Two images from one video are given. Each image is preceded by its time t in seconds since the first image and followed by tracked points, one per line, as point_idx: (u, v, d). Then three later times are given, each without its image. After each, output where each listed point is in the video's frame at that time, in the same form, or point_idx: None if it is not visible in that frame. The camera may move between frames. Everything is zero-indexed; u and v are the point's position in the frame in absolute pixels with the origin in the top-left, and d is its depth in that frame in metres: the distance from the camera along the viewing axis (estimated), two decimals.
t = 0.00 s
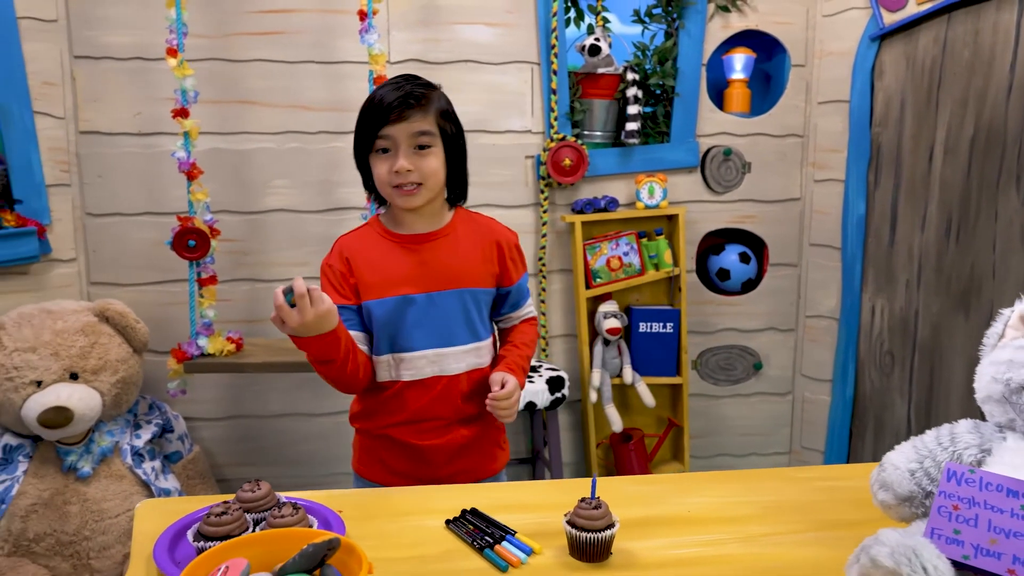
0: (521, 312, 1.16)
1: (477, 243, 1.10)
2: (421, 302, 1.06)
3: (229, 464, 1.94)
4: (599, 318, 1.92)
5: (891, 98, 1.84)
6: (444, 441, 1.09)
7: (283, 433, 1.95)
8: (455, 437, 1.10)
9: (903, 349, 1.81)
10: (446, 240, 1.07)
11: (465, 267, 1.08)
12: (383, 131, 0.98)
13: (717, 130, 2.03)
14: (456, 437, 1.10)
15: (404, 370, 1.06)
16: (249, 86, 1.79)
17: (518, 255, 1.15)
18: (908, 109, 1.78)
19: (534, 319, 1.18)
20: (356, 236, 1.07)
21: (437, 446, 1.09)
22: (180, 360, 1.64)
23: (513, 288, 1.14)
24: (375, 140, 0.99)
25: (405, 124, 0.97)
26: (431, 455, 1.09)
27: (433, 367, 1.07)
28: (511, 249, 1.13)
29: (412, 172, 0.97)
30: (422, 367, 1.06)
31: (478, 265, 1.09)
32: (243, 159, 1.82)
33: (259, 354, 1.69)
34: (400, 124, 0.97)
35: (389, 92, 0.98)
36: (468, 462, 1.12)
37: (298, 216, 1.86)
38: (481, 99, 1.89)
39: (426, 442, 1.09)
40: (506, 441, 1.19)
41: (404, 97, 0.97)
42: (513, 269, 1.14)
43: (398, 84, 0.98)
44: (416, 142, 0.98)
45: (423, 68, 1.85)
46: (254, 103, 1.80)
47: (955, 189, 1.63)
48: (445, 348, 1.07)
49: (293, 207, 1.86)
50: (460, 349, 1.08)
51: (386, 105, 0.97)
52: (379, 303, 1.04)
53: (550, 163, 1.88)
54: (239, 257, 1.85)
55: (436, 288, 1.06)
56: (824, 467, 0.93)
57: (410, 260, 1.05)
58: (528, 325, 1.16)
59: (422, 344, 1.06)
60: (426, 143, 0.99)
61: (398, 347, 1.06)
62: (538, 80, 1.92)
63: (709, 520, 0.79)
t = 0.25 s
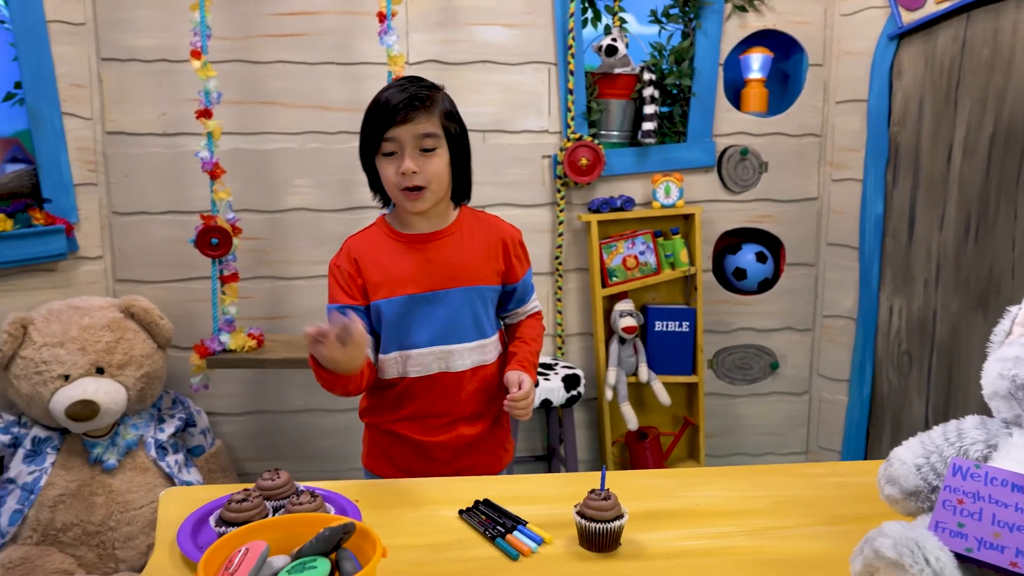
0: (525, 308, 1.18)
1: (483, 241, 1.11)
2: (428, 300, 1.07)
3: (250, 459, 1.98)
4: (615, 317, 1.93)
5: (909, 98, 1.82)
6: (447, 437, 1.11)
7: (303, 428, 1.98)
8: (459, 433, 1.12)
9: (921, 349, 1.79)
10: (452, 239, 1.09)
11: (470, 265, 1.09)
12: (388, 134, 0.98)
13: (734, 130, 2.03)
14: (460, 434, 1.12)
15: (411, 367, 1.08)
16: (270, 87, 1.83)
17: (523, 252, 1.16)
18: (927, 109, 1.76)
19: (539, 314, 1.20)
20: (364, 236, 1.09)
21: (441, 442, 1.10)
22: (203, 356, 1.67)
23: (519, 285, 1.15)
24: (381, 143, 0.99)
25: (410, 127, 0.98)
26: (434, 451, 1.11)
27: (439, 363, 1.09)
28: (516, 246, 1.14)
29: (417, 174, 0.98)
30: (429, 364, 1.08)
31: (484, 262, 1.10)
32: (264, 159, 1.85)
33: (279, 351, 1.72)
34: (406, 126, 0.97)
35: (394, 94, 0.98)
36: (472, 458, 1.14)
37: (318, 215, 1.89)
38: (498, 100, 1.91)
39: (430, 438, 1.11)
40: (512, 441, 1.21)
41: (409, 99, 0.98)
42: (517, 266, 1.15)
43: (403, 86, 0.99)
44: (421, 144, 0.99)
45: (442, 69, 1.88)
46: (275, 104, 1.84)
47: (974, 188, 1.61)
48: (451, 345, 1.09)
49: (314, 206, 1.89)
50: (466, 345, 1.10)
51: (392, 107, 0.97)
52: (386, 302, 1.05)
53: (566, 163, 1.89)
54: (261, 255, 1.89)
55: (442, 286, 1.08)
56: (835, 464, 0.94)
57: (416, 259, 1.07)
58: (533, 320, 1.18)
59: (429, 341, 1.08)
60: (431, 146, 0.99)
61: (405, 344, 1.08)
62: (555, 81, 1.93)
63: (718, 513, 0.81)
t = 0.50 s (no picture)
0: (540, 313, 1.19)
1: (511, 251, 1.10)
2: (462, 311, 1.05)
3: (272, 453, 2.01)
4: (634, 316, 1.93)
5: (933, 96, 1.80)
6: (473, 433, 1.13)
7: (324, 424, 2.00)
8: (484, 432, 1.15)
9: (944, 350, 1.76)
10: (484, 249, 1.06)
11: (502, 276, 1.08)
12: (418, 143, 0.95)
13: (754, 129, 2.02)
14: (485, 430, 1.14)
15: (441, 376, 1.08)
16: (294, 87, 1.85)
17: (544, 260, 1.17)
18: (951, 108, 1.74)
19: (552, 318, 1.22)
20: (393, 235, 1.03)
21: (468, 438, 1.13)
22: (226, 352, 1.70)
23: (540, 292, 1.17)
24: (411, 152, 0.96)
25: (441, 136, 0.95)
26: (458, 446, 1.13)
27: (468, 373, 1.09)
28: (537, 255, 1.15)
29: (448, 184, 0.95)
30: (458, 374, 1.08)
31: (513, 273, 1.09)
32: (288, 159, 1.88)
33: (300, 347, 1.74)
34: (436, 135, 0.94)
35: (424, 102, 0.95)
36: (494, 452, 1.18)
37: (340, 214, 1.92)
38: (518, 99, 1.92)
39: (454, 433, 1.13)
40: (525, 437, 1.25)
41: (440, 107, 0.95)
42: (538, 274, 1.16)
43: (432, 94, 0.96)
44: (452, 152, 0.96)
45: (462, 69, 1.89)
46: (298, 105, 1.86)
47: (998, 188, 1.58)
48: (480, 355, 1.09)
49: (335, 205, 1.91)
50: (493, 355, 1.10)
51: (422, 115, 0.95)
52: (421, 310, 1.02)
53: (585, 162, 1.90)
54: (283, 253, 1.92)
55: (476, 298, 1.06)
56: (851, 462, 0.94)
57: (451, 268, 1.03)
58: (548, 324, 1.20)
59: (460, 352, 1.07)
60: (462, 154, 0.96)
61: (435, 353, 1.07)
62: (575, 80, 1.94)
63: (731, 510, 0.81)
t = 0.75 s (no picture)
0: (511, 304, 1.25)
1: (500, 253, 1.12)
2: (473, 326, 1.06)
3: (289, 449, 2.03)
4: (649, 315, 1.93)
5: (954, 94, 1.78)
6: (481, 438, 1.17)
7: (341, 421, 2.02)
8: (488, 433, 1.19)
9: (965, 351, 1.74)
10: (481, 255, 1.06)
11: (499, 281, 1.09)
12: (415, 141, 0.92)
13: (772, 128, 2.01)
14: (490, 432, 1.18)
15: (456, 393, 1.09)
16: (312, 87, 1.87)
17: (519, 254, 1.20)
18: (973, 106, 1.72)
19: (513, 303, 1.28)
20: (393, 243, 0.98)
21: (476, 443, 1.16)
22: (245, 349, 1.73)
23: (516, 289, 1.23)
24: (407, 150, 0.93)
25: (439, 132, 0.92)
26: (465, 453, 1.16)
27: (480, 385, 1.12)
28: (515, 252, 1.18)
29: (448, 182, 0.93)
30: (472, 388, 1.11)
31: (506, 276, 1.12)
32: (306, 158, 1.90)
33: (318, 345, 1.76)
34: (435, 131, 0.92)
35: (421, 96, 0.92)
36: (493, 448, 1.23)
37: (357, 212, 1.93)
38: (534, 99, 1.93)
39: (462, 441, 1.16)
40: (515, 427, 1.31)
41: (437, 101, 0.92)
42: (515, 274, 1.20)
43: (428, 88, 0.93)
44: (450, 149, 0.94)
45: (479, 68, 1.90)
46: (316, 104, 1.88)
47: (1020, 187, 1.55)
48: (489, 366, 1.12)
49: (353, 204, 1.93)
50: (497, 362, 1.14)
51: (420, 110, 0.91)
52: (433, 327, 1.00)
53: (601, 161, 1.90)
54: (301, 251, 1.94)
55: (482, 308, 1.06)
56: (863, 462, 0.93)
57: (458, 279, 1.02)
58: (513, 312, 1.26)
59: (472, 366, 1.09)
60: (461, 151, 0.94)
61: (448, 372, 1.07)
62: (592, 79, 1.94)
63: (740, 507, 0.81)
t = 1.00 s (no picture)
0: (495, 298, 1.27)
1: (484, 251, 1.13)
2: (456, 329, 1.07)
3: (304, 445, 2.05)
4: (662, 313, 1.93)
5: (971, 91, 1.76)
6: (466, 439, 1.19)
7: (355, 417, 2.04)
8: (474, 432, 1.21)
9: (981, 351, 1.71)
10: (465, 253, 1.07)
11: (483, 281, 1.10)
12: (388, 125, 0.93)
13: (786, 125, 2.00)
14: (475, 431, 1.20)
15: (439, 397, 1.11)
16: (327, 86, 1.89)
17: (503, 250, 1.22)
18: (990, 103, 1.69)
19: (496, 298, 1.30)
20: (378, 244, 0.98)
21: (461, 444, 1.19)
22: (260, 344, 1.74)
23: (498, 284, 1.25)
24: (381, 135, 0.94)
25: (412, 113, 0.93)
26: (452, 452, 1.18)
27: (463, 388, 1.13)
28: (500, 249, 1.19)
29: (426, 164, 0.93)
30: (455, 391, 1.12)
31: (490, 275, 1.13)
32: (320, 156, 1.91)
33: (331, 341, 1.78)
34: (407, 112, 0.93)
35: (390, 80, 0.94)
36: (479, 446, 1.24)
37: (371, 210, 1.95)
38: (548, 97, 1.93)
39: (448, 442, 1.18)
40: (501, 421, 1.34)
41: (408, 83, 0.94)
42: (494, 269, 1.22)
43: (398, 72, 0.95)
44: (425, 131, 0.94)
45: (493, 67, 1.91)
46: (331, 103, 1.90)
47: None
48: (472, 369, 1.14)
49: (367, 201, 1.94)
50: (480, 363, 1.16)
51: (391, 93, 0.93)
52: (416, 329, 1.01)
53: (614, 159, 1.90)
54: (316, 248, 1.95)
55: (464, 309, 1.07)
56: (871, 458, 0.93)
57: (442, 281, 1.03)
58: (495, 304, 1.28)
59: (456, 369, 1.10)
60: (437, 132, 0.95)
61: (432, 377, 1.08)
62: (605, 77, 1.94)
63: (746, 501, 0.81)
